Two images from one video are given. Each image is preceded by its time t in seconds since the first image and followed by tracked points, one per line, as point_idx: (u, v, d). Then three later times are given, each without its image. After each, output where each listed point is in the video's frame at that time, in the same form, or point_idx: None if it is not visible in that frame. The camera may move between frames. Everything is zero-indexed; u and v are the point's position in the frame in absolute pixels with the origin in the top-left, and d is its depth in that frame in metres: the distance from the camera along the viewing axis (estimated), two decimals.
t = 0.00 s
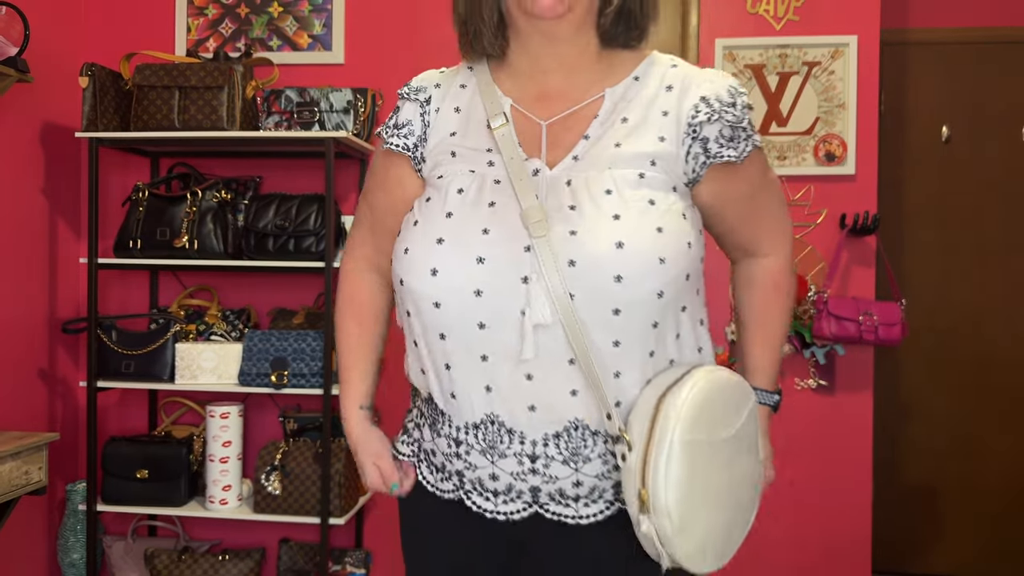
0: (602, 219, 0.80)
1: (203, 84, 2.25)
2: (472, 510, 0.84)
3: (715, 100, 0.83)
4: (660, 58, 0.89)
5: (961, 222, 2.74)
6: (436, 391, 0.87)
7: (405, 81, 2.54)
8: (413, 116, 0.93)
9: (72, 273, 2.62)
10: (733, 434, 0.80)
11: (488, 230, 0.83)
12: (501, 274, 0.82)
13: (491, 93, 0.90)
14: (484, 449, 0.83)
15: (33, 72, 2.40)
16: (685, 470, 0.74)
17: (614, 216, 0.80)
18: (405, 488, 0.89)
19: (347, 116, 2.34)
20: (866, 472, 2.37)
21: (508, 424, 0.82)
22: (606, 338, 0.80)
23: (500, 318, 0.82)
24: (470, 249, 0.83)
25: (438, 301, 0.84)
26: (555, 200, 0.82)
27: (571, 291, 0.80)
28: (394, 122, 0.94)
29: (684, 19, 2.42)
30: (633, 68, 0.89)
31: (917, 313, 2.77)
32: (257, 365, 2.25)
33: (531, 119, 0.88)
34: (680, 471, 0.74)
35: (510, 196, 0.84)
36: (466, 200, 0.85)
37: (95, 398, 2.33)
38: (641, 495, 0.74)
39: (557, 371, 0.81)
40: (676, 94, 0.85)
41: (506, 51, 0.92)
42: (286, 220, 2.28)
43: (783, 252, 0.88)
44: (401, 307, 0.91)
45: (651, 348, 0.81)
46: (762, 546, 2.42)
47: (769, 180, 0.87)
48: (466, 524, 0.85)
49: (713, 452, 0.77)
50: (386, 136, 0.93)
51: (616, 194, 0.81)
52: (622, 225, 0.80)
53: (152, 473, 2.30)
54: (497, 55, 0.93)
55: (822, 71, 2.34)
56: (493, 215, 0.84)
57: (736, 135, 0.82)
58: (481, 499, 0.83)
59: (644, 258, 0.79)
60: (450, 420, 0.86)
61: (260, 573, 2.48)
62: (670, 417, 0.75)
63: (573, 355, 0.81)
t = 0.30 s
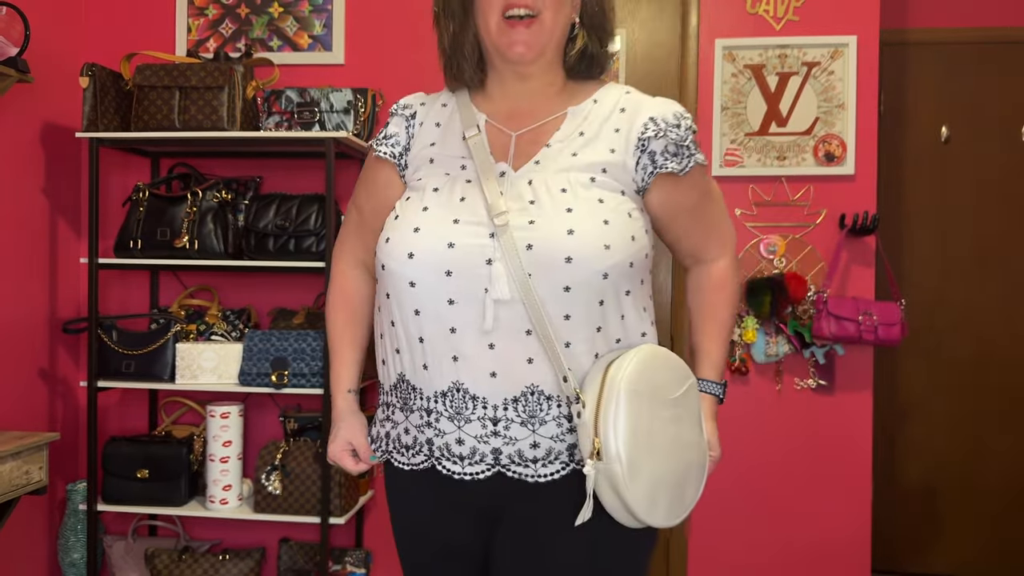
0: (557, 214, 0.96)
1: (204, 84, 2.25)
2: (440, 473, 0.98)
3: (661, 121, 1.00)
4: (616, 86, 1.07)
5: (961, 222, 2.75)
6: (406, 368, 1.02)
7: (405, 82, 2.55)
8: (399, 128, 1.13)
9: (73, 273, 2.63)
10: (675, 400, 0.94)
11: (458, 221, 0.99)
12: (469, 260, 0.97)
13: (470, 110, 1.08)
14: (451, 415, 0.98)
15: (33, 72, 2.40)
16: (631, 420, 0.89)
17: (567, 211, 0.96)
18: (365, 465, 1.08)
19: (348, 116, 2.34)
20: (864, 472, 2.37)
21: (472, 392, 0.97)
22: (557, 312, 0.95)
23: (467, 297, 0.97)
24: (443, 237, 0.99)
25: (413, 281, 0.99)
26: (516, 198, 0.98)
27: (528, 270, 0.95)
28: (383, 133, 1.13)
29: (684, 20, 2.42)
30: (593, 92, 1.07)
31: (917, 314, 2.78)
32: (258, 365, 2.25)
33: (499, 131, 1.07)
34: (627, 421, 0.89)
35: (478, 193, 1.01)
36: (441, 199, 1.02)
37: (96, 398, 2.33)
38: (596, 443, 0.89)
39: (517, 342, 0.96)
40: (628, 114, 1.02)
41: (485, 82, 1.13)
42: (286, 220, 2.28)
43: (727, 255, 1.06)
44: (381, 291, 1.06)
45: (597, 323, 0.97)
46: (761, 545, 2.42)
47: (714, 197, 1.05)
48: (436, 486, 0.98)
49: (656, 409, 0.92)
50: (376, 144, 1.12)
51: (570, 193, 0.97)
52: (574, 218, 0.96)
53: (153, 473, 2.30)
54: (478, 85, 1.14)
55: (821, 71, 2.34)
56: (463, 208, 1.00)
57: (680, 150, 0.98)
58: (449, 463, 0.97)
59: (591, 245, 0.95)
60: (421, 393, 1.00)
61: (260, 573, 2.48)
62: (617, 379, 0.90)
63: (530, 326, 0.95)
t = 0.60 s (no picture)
0: (532, 209, 1.09)
1: (204, 84, 2.26)
2: (433, 450, 1.11)
3: (626, 126, 1.14)
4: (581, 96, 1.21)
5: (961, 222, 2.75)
6: (402, 350, 1.15)
7: (405, 81, 2.55)
8: (385, 135, 1.26)
9: (73, 273, 2.63)
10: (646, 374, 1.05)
11: (442, 216, 1.11)
12: (451, 251, 1.09)
13: (451, 120, 1.22)
14: (443, 395, 1.11)
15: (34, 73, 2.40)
16: (602, 393, 0.99)
17: (540, 206, 1.09)
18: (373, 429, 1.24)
19: (348, 116, 2.34)
20: (863, 471, 2.38)
21: (460, 372, 1.10)
22: (534, 296, 1.08)
23: (449, 283, 1.09)
24: (428, 230, 1.11)
25: (402, 269, 1.12)
26: (494, 196, 1.11)
27: (506, 260, 1.07)
28: (371, 141, 1.26)
29: (684, 19, 2.43)
30: (562, 102, 1.21)
31: (918, 314, 2.78)
32: (258, 365, 2.26)
33: (481, 137, 1.20)
34: (599, 394, 0.99)
35: (460, 191, 1.13)
36: (427, 196, 1.15)
37: (96, 398, 2.33)
38: (570, 414, 0.99)
39: (499, 327, 1.08)
40: (595, 122, 1.16)
41: (465, 94, 1.27)
42: (286, 220, 2.28)
43: (690, 248, 1.21)
44: (373, 280, 1.18)
45: (570, 306, 1.09)
46: (760, 544, 2.42)
47: (677, 193, 1.20)
48: (430, 463, 1.11)
49: (626, 381, 1.02)
50: (364, 151, 1.26)
51: (544, 191, 1.10)
52: (547, 211, 1.08)
53: (153, 473, 2.31)
54: (459, 97, 1.28)
55: (821, 71, 2.35)
56: (448, 206, 1.13)
57: (644, 151, 1.12)
58: (441, 442, 1.10)
59: (562, 236, 1.07)
60: (414, 372, 1.14)
61: (261, 573, 2.49)
62: (588, 355, 1.01)
63: (510, 312, 1.08)
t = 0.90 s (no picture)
0: (516, 201, 1.13)
1: (204, 84, 2.26)
2: (428, 439, 1.15)
3: (608, 122, 1.18)
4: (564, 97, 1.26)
5: (961, 222, 2.75)
6: (397, 342, 1.19)
7: (405, 81, 2.55)
8: (379, 140, 1.33)
9: (73, 273, 2.63)
10: (631, 362, 1.10)
11: (431, 211, 1.16)
12: (440, 243, 1.13)
13: (441, 121, 1.27)
14: (436, 384, 1.14)
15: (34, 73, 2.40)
16: (588, 377, 1.04)
17: (525, 198, 1.13)
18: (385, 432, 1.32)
19: (348, 116, 2.34)
20: (863, 470, 2.38)
21: (452, 362, 1.13)
22: (522, 285, 1.11)
23: (438, 275, 1.13)
24: (419, 225, 1.15)
25: (393, 263, 1.16)
26: (481, 191, 1.15)
27: (494, 250, 1.11)
28: (368, 146, 1.33)
29: (684, 20, 2.43)
30: (547, 102, 1.25)
31: (917, 314, 2.78)
32: (258, 365, 2.26)
33: (470, 139, 1.25)
34: (585, 378, 1.04)
35: (449, 187, 1.18)
36: (417, 193, 1.20)
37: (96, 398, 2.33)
38: (557, 397, 1.04)
39: (489, 316, 1.12)
40: (578, 118, 1.20)
41: (454, 98, 1.30)
42: (286, 220, 2.28)
43: (673, 243, 1.23)
44: (369, 276, 1.23)
45: (558, 295, 1.13)
46: (760, 544, 2.43)
47: (660, 190, 1.23)
48: (426, 452, 1.15)
49: (611, 366, 1.07)
50: (360, 156, 1.32)
51: (529, 183, 1.14)
52: (531, 203, 1.12)
53: (153, 473, 2.31)
54: (448, 100, 1.31)
55: (821, 71, 2.35)
56: (437, 201, 1.17)
57: (626, 145, 1.17)
58: (437, 431, 1.14)
59: (547, 225, 1.11)
60: (409, 364, 1.18)
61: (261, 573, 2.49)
62: (575, 342, 1.06)
63: (498, 301, 1.12)
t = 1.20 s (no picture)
0: (524, 200, 1.13)
1: (218, 85, 2.27)
2: (443, 435, 1.15)
3: (614, 120, 1.19)
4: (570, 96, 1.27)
5: (976, 221, 2.73)
6: (410, 340, 1.20)
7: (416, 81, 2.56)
8: (389, 143, 1.34)
9: (89, 273, 2.66)
10: (640, 357, 1.10)
11: (440, 211, 1.17)
12: (449, 242, 1.14)
13: (450, 123, 1.28)
14: (448, 380, 1.15)
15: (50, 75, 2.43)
16: (597, 372, 1.05)
17: (532, 196, 1.13)
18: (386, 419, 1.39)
19: (360, 117, 2.35)
20: (877, 470, 2.37)
21: (465, 358, 1.13)
22: (530, 281, 1.11)
23: (448, 272, 1.14)
24: (429, 225, 1.16)
25: (405, 261, 1.17)
26: (489, 190, 1.16)
27: (503, 247, 1.11)
28: (377, 150, 1.34)
29: (696, 19, 2.42)
30: (554, 102, 1.25)
31: (931, 314, 2.77)
32: (272, 364, 2.27)
33: (477, 141, 1.25)
34: (594, 372, 1.05)
35: (458, 188, 1.18)
36: (426, 194, 1.21)
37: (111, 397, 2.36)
38: (567, 393, 1.05)
39: (499, 313, 1.12)
40: (585, 118, 1.20)
41: (461, 101, 1.31)
42: (300, 220, 2.30)
43: (688, 234, 1.24)
44: (382, 275, 1.24)
45: (566, 291, 1.13)
46: (772, 543, 2.42)
47: (670, 180, 1.23)
48: (440, 447, 1.16)
49: (621, 362, 1.08)
50: (370, 160, 1.34)
51: (536, 182, 1.15)
52: (538, 201, 1.13)
53: (168, 471, 2.33)
54: (455, 104, 1.32)
55: (834, 69, 2.34)
56: (446, 202, 1.18)
57: (634, 142, 1.17)
58: (450, 426, 1.14)
59: (555, 222, 1.11)
60: (422, 360, 1.18)
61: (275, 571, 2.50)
62: (584, 338, 1.06)
63: (508, 298, 1.12)
